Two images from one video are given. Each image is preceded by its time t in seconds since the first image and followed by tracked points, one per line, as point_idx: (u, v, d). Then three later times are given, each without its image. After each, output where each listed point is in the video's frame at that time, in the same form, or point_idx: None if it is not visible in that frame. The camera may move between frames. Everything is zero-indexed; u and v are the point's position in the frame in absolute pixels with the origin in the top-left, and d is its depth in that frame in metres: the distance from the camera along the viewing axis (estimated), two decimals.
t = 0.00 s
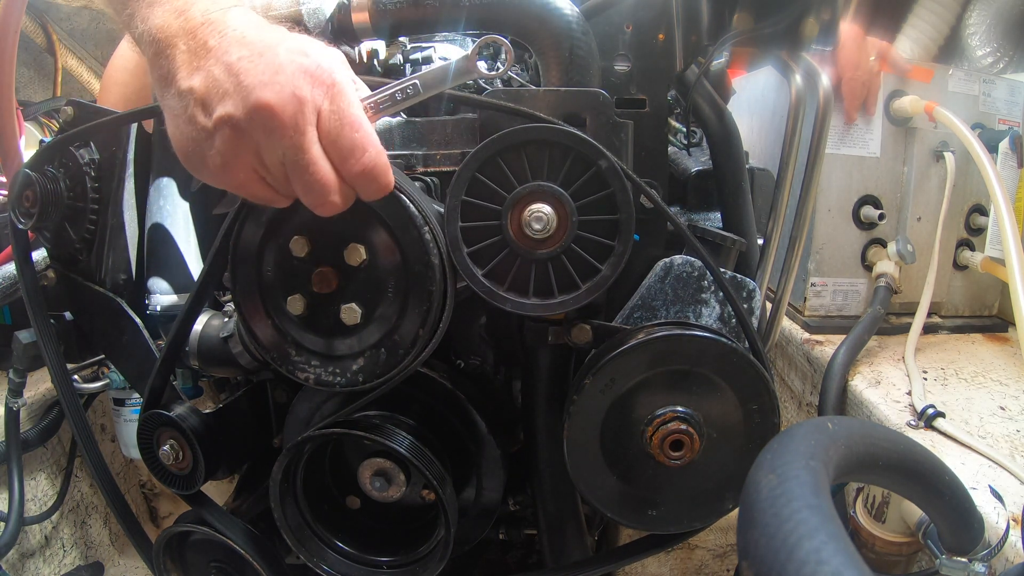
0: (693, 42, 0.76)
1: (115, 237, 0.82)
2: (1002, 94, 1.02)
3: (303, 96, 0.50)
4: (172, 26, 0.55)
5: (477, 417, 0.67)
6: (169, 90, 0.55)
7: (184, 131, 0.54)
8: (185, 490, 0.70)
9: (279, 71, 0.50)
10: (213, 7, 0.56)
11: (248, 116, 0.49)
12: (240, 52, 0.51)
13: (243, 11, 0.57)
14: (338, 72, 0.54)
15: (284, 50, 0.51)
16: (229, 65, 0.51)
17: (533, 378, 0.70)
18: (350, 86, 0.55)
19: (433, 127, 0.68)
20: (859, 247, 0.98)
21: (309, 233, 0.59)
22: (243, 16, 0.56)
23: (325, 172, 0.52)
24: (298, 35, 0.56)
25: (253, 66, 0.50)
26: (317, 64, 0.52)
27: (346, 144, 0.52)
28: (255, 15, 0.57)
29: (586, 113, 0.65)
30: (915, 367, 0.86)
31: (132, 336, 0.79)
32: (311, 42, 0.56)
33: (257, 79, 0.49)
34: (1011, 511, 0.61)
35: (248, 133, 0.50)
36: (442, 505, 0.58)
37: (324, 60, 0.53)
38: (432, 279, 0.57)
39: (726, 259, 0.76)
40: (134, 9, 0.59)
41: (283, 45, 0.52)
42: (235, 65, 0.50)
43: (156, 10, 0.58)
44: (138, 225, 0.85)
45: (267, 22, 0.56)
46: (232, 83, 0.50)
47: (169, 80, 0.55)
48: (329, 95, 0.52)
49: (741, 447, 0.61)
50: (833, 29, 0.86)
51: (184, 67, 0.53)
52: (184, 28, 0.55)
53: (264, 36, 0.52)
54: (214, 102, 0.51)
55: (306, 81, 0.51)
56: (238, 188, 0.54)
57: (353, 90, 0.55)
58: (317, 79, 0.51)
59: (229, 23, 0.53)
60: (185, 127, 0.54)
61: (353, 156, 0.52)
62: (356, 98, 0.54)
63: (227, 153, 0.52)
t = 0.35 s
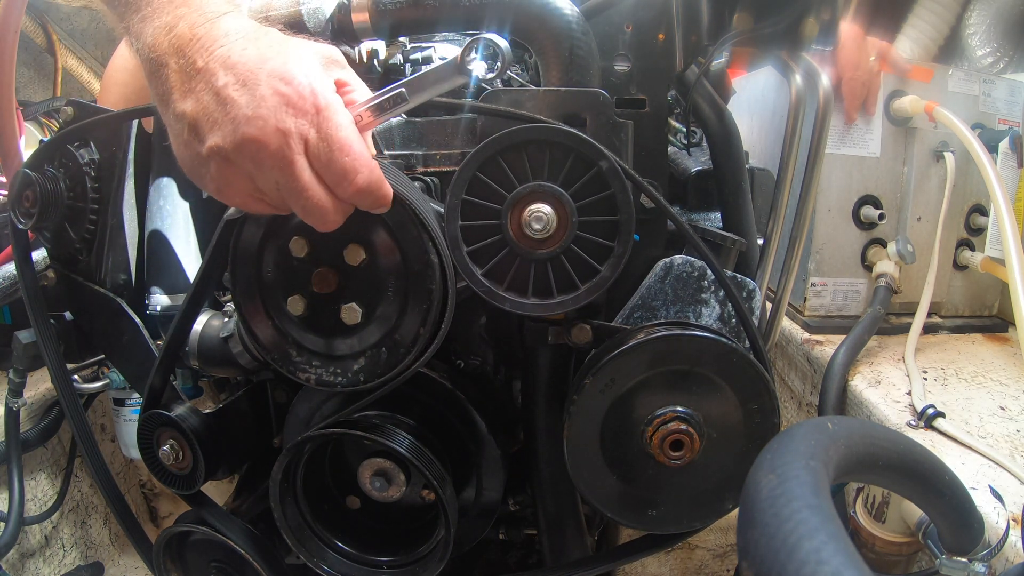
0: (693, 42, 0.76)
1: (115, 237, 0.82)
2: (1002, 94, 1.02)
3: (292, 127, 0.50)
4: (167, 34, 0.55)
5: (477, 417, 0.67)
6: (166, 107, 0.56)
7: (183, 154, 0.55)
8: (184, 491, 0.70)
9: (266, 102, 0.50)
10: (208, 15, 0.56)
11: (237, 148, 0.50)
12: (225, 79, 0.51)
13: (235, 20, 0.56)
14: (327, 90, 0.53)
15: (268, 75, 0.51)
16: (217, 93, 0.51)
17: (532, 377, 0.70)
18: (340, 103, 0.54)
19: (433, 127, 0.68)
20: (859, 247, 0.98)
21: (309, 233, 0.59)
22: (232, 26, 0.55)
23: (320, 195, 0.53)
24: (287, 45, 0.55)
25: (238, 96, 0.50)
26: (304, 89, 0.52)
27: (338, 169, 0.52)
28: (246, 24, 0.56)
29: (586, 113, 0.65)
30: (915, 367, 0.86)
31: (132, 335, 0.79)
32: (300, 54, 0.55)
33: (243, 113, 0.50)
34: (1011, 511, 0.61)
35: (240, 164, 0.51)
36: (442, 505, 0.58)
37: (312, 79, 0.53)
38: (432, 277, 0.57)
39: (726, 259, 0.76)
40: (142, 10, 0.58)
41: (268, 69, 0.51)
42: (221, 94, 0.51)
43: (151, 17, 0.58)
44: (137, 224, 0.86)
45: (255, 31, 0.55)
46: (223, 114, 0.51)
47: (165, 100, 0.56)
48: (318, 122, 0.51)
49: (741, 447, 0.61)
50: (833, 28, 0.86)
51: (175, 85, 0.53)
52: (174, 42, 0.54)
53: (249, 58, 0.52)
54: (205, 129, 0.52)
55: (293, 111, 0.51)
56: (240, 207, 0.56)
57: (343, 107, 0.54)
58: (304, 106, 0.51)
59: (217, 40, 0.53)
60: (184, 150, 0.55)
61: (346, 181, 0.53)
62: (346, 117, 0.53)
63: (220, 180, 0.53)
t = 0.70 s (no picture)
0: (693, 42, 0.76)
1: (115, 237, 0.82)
2: (1002, 94, 1.02)
3: (259, 200, 0.50)
4: (131, 72, 0.54)
5: (477, 417, 0.67)
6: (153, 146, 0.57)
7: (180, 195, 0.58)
8: (185, 490, 0.70)
9: (228, 180, 0.50)
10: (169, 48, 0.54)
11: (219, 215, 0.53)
12: (187, 147, 0.51)
13: (194, 54, 0.53)
14: (286, 145, 0.51)
15: (221, 150, 0.50)
16: (185, 160, 0.52)
17: (532, 378, 0.70)
18: (304, 152, 0.51)
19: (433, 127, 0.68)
20: (859, 247, 0.98)
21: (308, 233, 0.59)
22: (188, 69, 0.52)
23: (309, 237, 0.54)
24: (240, 84, 0.52)
25: (203, 168, 0.51)
26: (260, 155, 0.50)
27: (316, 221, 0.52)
28: (202, 61, 0.53)
29: (586, 113, 0.65)
30: (915, 367, 0.86)
31: (132, 335, 0.79)
32: (257, 99, 0.52)
33: (212, 187, 0.51)
34: (1011, 511, 0.61)
35: (226, 227, 0.54)
36: (442, 505, 0.58)
37: (269, 138, 0.50)
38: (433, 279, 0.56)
39: (726, 259, 0.76)
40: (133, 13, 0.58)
41: (221, 137, 0.50)
42: (190, 162, 0.51)
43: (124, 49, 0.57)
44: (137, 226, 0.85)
45: (209, 73, 0.52)
46: (197, 186, 0.52)
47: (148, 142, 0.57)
48: (280, 190, 0.50)
49: (741, 447, 0.61)
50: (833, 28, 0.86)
51: (152, 143, 0.54)
52: (139, 91, 0.53)
53: (203, 123, 0.50)
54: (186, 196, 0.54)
55: (254, 185, 0.50)
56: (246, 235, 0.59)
57: (308, 156, 0.51)
58: (262, 176, 0.50)
59: (174, 96, 0.51)
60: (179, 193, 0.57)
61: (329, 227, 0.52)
62: (313, 171, 0.51)
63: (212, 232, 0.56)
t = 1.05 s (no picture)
0: (693, 42, 0.75)
1: (115, 237, 0.82)
2: (1002, 94, 1.02)
3: (248, 222, 0.50)
4: (80, 69, 0.50)
5: (477, 417, 0.67)
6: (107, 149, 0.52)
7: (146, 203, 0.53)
8: (184, 491, 0.70)
9: (212, 205, 0.49)
10: (127, 46, 0.50)
11: (207, 237, 0.51)
12: (164, 168, 0.49)
13: (157, 57, 0.50)
14: (267, 165, 0.50)
15: (202, 176, 0.48)
16: (163, 179, 0.49)
17: (533, 377, 0.70)
18: (287, 170, 0.51)
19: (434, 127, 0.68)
20: (859, 247, 0.98)
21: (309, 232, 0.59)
22: (151, 76, 0.49)
23: (301, 247, 0.55)
24: (211, 94, 0.49)
25: (186, 189, 0.49)
26: (245, 179, 0.49)
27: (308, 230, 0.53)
28: (165, 68, 0.49)
29: (586, 113, 0.65)
30: (915, 367, 0.86)
31: (132, 335, 0.79)
32: (232, 113, 0.49)
33: (198, 207, 0.50)
34: (1011, 511, 0.61)
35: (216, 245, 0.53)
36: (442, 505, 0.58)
37: (252, 158, 0.49)
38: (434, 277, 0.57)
39: (726, 260, 0.76)
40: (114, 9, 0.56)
41: (199, 160, 0.48)
42: (169, 182, 0.49)
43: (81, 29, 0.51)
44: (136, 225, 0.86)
45: (176, 82, 0.49)
46: (171, 208, 0.50)
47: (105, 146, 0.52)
48: (269, 211, 0.50)
49: (741, 447, 0.61)
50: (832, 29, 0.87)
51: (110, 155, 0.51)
52: (94, 96, 0.50)
53: (179, 143, 0.48)
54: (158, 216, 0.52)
55: (241, 210, 0.49)
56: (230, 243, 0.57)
57: (292, 172, 0.51)
58: (249, 201, 0.49)
59: (140, 110, 0.48)
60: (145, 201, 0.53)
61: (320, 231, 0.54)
62: (300, 185, 0.51)
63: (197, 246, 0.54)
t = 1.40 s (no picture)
0: (693, 42, 0.75)
1: (115, 237, 0.82)
2: (1002, 94, 1.02)
3: (249, 215, 0.46)
4: (92, 36, 0.48)
5: (477, 418, 0.67)
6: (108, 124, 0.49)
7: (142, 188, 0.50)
8: (184, 490, 0.70)
9: (212, 189, 0.45)
10: (143, 15, 0.47)
11: (203, 229, 0.48)
12: (163, 144, 0.45)
13: (172, 30, 0.48)
14: (278, 157, 0.46)
15: (206, 157, 0.45)
16: (161, 158, 0.46)
17: (533, 378, 0.70)
18: (300, 168, 0.47)
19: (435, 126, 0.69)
20: (859, 247, 0.98)
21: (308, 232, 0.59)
22: (163, 46, 0.46)
23: (300, 260, 0.52)
24: (223, 72, 0.47)
25: (185, 171, 0.45)
26: (252, 166, 0.45)
27: (316, 242, 0.49)
28: (179, 41, 0.47)
29: (586, 113, 0.65)
30: (915, 367, 0.86)
31: (132, 335, 0.79)
32: (244, 96, 0.47)
33: (198, 193, 0.46)
34: (1011, 511, 0.61)
35: (212, 240, 0.49)
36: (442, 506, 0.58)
37: (261, 145, 0.46)
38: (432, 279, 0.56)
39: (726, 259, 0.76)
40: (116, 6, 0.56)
41: (204, 139, 0.45)
42: (168, 162, 0.46)
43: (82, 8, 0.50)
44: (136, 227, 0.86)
45: (191, 56, 0.46)
46: (165, 187, 0.47)
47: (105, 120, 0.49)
48: (273, 208, 0.46)
49: (741, 447, 0.61)
50: (831, 29, 0.87)
51: (102, 124, 0.48)
52: (97, 63, 0.47)
53: (186, 118, 0.45)
54: (147, 196, 0.48)
55: (243, 199, 0.46)
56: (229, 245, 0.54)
57: (306, 173, 0.47)
58: (253, 192, 0.45)
59: (148, 80, 0.45)
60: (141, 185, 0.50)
61: (326, 246, 0.50)
62: (312, 188, 0.47)
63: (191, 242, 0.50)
